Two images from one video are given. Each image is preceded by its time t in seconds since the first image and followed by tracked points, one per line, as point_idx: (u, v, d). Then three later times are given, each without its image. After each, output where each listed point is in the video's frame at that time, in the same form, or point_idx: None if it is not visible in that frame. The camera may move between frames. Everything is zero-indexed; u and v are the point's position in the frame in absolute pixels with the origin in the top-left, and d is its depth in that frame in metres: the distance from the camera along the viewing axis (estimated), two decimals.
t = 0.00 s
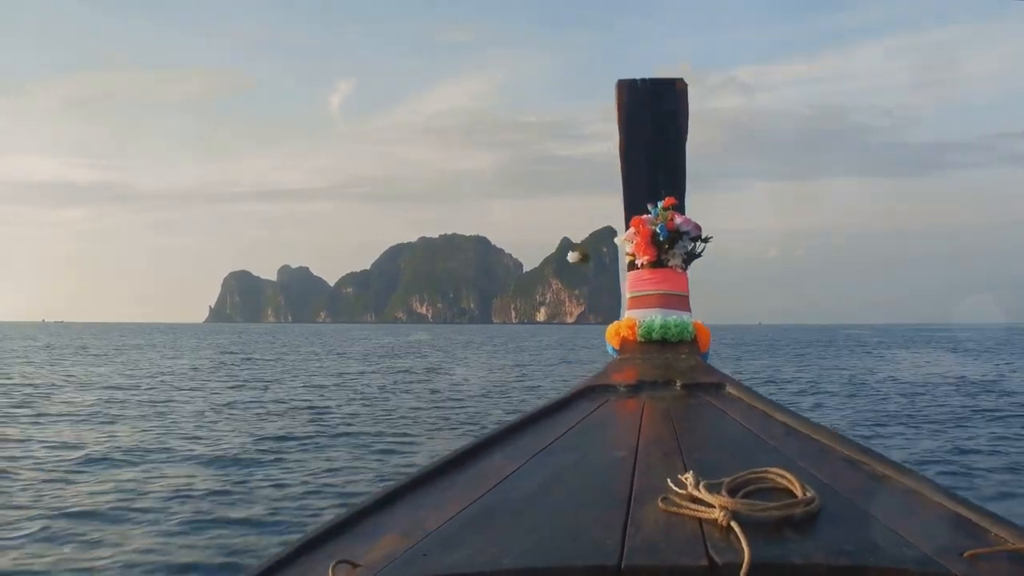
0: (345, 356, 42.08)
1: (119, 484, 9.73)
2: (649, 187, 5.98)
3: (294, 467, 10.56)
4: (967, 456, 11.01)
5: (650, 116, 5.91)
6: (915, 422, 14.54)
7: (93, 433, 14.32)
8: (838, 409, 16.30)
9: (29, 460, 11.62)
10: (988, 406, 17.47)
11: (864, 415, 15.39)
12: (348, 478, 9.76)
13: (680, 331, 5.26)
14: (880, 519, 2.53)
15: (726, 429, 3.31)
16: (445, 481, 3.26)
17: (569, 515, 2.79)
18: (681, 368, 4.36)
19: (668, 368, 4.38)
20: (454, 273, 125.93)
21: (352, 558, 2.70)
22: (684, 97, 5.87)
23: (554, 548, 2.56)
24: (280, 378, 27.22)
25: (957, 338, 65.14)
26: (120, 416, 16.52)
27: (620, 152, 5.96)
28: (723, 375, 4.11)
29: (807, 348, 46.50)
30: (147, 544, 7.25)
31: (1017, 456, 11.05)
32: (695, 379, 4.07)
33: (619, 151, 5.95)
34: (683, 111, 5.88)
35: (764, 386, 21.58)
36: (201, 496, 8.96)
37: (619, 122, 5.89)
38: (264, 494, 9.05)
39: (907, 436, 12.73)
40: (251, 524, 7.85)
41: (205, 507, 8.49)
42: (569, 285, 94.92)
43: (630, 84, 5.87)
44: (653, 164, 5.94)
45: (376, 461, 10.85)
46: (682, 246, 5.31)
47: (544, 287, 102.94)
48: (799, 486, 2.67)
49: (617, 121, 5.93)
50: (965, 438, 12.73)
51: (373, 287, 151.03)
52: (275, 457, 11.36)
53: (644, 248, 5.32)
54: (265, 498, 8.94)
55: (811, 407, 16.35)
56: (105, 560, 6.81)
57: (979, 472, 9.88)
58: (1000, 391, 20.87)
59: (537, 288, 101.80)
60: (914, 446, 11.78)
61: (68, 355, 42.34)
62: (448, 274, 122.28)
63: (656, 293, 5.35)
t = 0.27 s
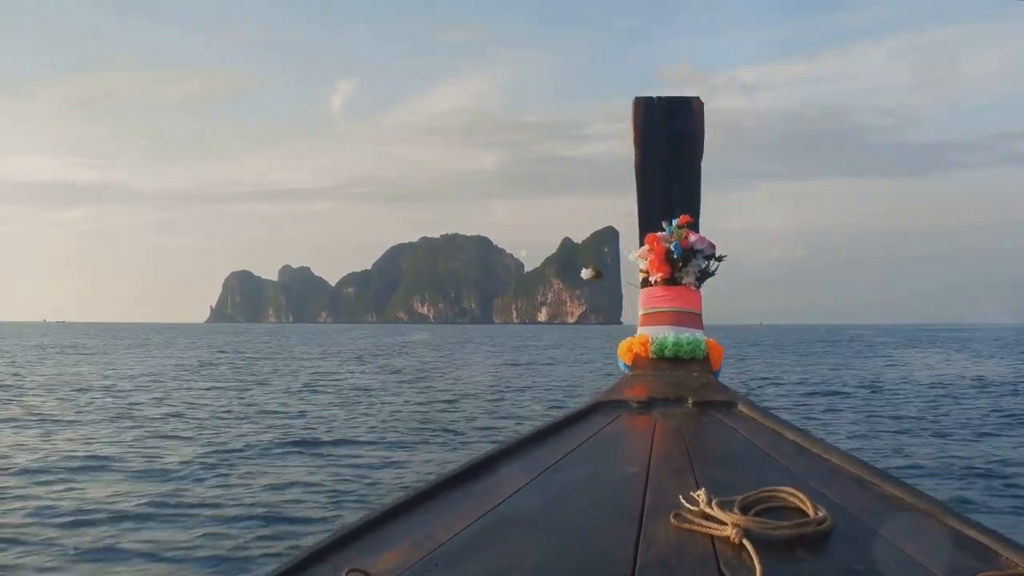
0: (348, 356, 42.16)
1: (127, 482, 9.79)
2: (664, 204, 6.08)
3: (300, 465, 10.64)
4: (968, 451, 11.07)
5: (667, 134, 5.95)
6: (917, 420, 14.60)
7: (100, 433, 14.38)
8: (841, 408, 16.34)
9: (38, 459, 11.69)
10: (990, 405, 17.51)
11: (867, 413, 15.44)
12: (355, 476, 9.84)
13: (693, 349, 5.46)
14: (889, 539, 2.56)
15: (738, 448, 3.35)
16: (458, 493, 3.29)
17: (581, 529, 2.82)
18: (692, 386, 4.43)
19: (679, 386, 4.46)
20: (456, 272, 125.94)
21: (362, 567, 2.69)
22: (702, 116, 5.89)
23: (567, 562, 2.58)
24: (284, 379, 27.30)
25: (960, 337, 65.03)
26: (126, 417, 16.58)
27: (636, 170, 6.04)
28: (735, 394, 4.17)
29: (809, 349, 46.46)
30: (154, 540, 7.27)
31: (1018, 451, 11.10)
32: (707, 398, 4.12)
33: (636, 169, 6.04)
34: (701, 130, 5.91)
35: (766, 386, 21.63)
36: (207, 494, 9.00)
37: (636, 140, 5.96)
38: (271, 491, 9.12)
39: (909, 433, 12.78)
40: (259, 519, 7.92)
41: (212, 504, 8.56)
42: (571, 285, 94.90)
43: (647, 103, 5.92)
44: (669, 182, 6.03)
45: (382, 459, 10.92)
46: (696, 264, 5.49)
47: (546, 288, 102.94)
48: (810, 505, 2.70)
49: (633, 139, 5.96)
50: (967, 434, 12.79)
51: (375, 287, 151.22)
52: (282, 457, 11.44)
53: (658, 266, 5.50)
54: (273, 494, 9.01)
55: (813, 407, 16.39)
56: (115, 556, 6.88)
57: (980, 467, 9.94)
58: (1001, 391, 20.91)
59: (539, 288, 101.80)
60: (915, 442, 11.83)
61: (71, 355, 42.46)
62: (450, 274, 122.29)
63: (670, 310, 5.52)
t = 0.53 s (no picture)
0: (350, 357, 42.19)
1: (131, 472, 9.82)
2: (678, 214, 6.42)
3: (304, 459, 10.68)
4: (970, 446, 11.10)
5: (682, 146, 6.31)
6: (919, 419, 14.61)
7: (103, 428, 14.42)
8: (843, 407, 16.35)
9: (42, 451, 11.72)
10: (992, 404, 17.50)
11: (868, 412, 15.44)
12: (358, 470, 9.87)
13: (703, 364, 5.62)
14: (900, 563, 2.55)
15: (747, 468, 3.36)
16: (466, 504, 3.28)
17: (589, 545, 2.81)
18: (700, 402, 4.46)
19: (688, 402, 4.48)
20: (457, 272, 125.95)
21: None
22: (715, 129, 6.26)
23: None
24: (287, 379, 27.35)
25: (961, 339, 64.91)
26: (129, 415, 16.62)
27: (651, 180, 6.39)
28: (744, 412, 4.19)
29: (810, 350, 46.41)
30: (160, 525, 7.27)
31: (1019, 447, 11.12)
32: (716, 415, 4.14)
33: (651, 179, 6.38)
34: (714, 143, 6.28)
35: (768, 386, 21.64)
36: (211, 484, 9.03)
37: (651, 152, 6.31)
38: (274, 482, 9.15)
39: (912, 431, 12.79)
40: (262, 507, 7.95)
41: (215, 492, 8.59)
42: (572, 285, 94.86)
43: (663, 117, 6.28)
44: (683, 192, 6.38)
45: (385, 455, 10.95)
46: (709, 280, 5.68)
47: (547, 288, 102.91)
48: (820, 527, 2.70)
49: (649, 148, 6.31)
50: (969, 432, 12.80)
51: (375, 288, 151.31)
52: (286, 450, 11.47)
53: (671, 280, 5.68)
54: (275, 484, 9.04)
55: (815, 406, 16.41)
56: (119, 538, 6.91)
57: (982, 461, 9.95)
58: (1003, 391, 20.90)
59: (540, 288, 101.77)
60: (917, 438, 11.85)
61: (72, 356, 42.54)
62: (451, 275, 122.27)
63: (680, 324, 5.70)
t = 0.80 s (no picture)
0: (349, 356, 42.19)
1: (132, 473, 9.81)
2: (682, 221, 6.46)
3: (304, 459, 10.69)
4: (969, 450, 11.10)
5: (688, 154, 6.33)
6: (919, 420, 14.63)
7: (104, 426, 14.41)
8: (843, 409, 16.35)
9: (42, 450, 11.71)
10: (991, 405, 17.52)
11: (868, 414, 15.46)
12: (358, 470, 9.87)
13: (705, 371, 5.63)
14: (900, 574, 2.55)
15: (747, 475, 3.37)
16: (467, 506, 3.28)
17: (589, 549, 2.81)
18: (701, 409, 4.47)
19: (689, 409, 4.49)
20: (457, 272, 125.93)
21: None
22: (721, 138, 6.29)
23: None
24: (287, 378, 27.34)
25: (960, 339, 64.96)
26: (129, 414, 16.62)
27: (656, 187, 6.40)
28: (745, 420, 4.20)
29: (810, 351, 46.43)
30: (159, 528, 7.24)
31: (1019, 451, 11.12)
32: (716, 422, 4.16)
33: (656, 186, 6.40)
34: (720, 152, 6.31)
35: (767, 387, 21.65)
36: (211, 486, 9.02)
37: (657, 159, 6.32)
38: (275, 483, 9.15)
39: (911, 432, 12.80)
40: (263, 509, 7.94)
41: (216, 495, 8.58)
42: (572, 285, 94.84)
43: (669, 125, 6.28)
44: (687, 199, 6.41)
45: (386, 455, 10.96)
46: (712, 287, 5.69)
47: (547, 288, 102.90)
48: (821, 537, 2.70)
49: (655, 155, 6.32)
50: (968, 434, 12.82)
51: (375, 288, 151.24)
52: (286, 450, 11.48)
53: (675, 287, 5.69)
54: (276, 485, 9.04)
55: (815, 408, 16.41)
56: (118, 542, 6.90)
57: (982, 464, 9.96)
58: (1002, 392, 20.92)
59: (540, 288, 101.76)
60: (917, 441, 11.86)
61: (70, 356, 42.44)
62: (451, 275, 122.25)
63: (684, 331, 5.71)
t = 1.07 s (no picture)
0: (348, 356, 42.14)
1: (129, 469, 9.78)
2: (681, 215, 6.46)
3: (302, 457, 10.67)
4: (967, 448, 11.09)
5: (688, 149, 6.31)
6: (917, 420, 14.62)
7: (101, 425, 14.37)
8: (841, 408, 16.34)
9: (39, 447, 11.68)
10: (990, 405, 17.50)
11: (866, 413, 15.45)
12: (356, 467, 9.85)
13: (702, 366, 5.61)
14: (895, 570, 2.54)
15: (744, 470, 3.36)
16: (462, 499, 3.27)
17: (584, 544, 2.80)
18: (698, 404, 4.47)
19: (686, 404, 4.49)
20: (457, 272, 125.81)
21: (365, 568, 2.64)
22: (722, 133, 6.27)
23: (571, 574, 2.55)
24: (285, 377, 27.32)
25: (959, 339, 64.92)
26: (126, 413, 16.59)
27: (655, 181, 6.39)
28: (741, 414, 4.20)
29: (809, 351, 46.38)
30: (156, 521, 7.21)
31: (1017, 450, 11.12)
32: (714, 417, 4.15)
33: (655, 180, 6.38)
34: (720, 146, 6.29)
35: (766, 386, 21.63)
36: (209, 481, 9.00)
37: (656, 153, 6.30)
38: (272, 478, 9.13)
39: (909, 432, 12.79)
40: (259, 503, 7.92)
41: (213, 488, 8.56)
42: (572, 285, 94.73)
43: (669, 118, 6.26)
44: (686, 194, 6.42)
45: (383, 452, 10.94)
46: (710, 282, 5.69)
47: (547, 288, 102.81)
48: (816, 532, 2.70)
49: (654, 149, 6.30)
50: (966, 433, 12.81)
51: (374, 287, 151.19)
52: (283, 449, 11.45)
53: (673, 282, 5.69)
54: (273, 480, 9.02)
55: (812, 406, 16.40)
56: (113, 532, 6.87)
57: (980, 462, 9.95)
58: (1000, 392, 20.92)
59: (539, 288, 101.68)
60: (915, 440, 11.84)
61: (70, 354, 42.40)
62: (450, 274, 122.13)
63: (681, 326, 5.71)
